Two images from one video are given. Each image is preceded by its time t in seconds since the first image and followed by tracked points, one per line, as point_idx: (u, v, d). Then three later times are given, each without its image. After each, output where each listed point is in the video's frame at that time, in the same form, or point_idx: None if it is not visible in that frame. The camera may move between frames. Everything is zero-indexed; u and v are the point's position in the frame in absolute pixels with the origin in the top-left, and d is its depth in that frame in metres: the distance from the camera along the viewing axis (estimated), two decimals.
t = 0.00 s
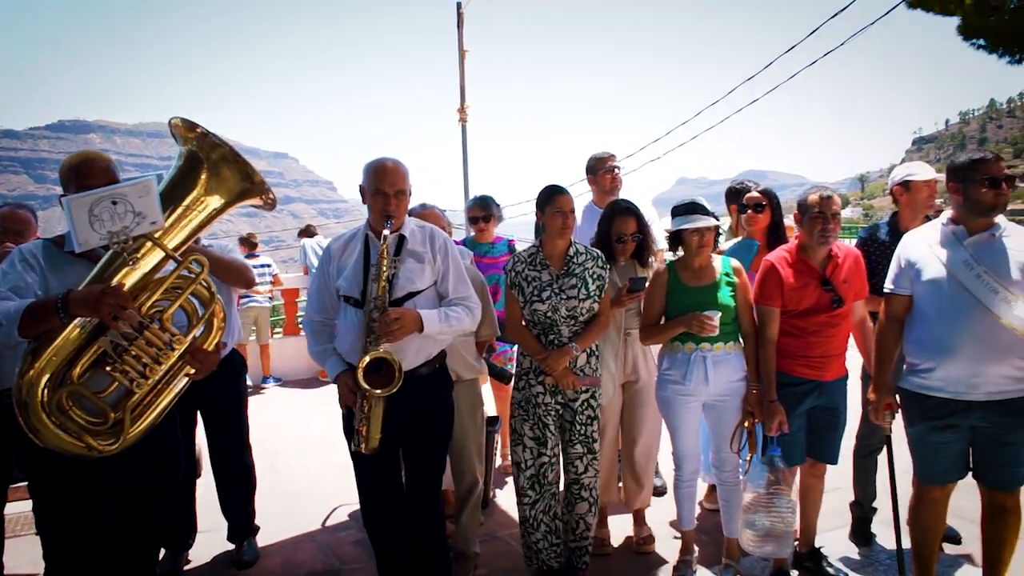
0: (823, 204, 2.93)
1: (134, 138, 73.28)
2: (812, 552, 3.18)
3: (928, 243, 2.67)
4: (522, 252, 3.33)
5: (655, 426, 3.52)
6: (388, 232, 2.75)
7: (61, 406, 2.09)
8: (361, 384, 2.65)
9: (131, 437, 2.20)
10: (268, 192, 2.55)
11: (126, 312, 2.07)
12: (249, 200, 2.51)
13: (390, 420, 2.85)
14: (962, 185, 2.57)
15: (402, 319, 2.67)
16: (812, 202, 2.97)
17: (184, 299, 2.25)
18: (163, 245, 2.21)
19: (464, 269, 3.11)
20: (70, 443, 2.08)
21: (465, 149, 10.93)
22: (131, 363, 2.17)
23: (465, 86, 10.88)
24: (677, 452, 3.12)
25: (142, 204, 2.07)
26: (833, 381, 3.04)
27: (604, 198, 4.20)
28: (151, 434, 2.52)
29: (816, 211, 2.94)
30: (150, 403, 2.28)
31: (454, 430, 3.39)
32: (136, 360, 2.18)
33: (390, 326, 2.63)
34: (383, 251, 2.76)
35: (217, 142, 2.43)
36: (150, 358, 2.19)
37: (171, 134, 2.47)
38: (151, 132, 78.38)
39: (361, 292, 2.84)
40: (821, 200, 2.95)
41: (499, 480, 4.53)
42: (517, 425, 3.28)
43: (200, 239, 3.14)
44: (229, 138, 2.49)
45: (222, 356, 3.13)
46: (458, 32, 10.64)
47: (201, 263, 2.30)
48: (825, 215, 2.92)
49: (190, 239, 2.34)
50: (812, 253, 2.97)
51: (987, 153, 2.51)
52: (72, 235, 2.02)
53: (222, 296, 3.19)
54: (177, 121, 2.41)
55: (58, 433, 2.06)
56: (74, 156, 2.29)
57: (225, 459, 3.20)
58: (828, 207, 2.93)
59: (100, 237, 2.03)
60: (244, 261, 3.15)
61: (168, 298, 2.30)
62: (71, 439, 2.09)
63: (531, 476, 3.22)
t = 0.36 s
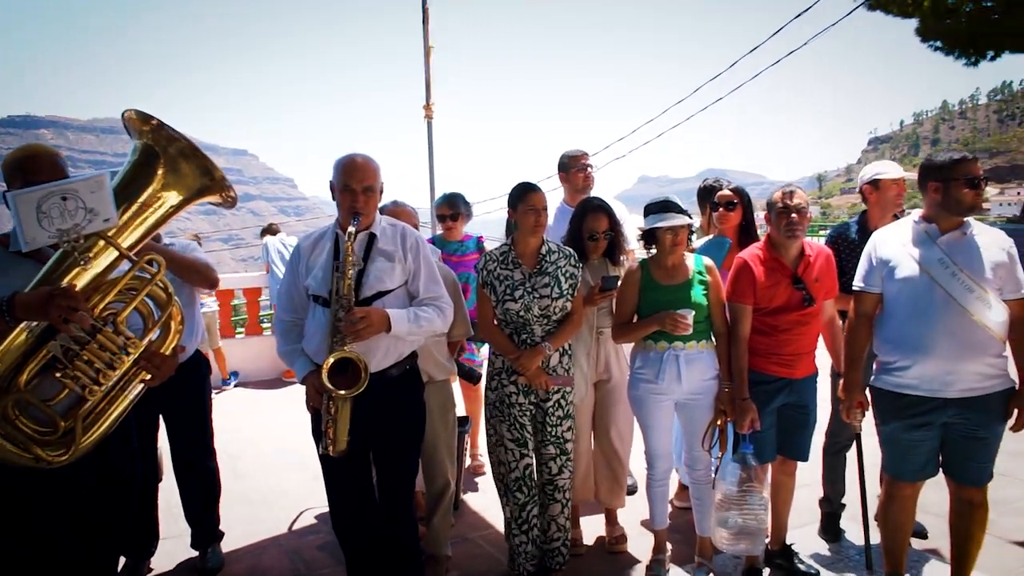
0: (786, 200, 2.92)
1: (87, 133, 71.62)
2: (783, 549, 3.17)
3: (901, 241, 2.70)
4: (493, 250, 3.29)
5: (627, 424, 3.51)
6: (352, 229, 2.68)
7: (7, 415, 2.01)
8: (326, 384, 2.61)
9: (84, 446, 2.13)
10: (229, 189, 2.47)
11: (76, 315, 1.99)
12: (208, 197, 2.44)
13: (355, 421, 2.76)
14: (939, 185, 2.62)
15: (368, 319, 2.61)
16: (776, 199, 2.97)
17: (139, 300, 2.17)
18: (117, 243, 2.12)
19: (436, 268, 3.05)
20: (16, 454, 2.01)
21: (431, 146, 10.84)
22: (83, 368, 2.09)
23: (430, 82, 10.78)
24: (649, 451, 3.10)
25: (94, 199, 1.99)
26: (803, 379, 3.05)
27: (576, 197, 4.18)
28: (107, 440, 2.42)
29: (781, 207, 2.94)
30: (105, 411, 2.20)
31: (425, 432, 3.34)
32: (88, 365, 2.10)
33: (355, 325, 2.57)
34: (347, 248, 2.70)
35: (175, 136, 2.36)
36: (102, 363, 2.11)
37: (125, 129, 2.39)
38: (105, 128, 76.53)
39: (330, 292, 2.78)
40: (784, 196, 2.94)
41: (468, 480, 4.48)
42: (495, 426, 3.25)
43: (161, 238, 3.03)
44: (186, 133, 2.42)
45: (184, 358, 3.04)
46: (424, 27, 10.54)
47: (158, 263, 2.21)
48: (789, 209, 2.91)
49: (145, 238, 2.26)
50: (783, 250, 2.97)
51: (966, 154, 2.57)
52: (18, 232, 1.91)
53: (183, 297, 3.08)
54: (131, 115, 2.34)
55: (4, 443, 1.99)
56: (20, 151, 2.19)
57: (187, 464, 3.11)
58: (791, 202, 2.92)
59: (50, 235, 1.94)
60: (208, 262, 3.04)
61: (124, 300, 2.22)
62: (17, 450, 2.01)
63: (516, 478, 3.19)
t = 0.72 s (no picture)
0: (765, 200, 2.94)
1: (37, 130, 69.72)
2: (759, 547, 3.18)
3: (875, 241, 2.72)
4: (468, 251, 3.25)
5: (603, 425, 3.50)
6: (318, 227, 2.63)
7: None
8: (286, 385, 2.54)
9: (45, 456, 2.04)
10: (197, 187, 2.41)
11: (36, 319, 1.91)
12: (174, 195, 2.37)
13: (326, 425, 2.69)
14: (909, 184, 2.65)
15: (334, 321, 2.54)
16: (754, 199, 2.99)
17: (103, 303, 2.11)
18: (80, 243, 2.04)
19: (407, 269, 2.98)
20: None
21: (396, 144, 10.72)
22: (44, 375, 2.02)
23: (395, 80, 10.66)
24: (625, 451, 3.10)
25: (54, 197, 1.90)
26: (779, 377, 3.07)
27: (549, 198, 4.16)
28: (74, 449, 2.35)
29: (759, 207, 2.96)
30: (67, 419, 2.11)
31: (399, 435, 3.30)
32: (49, 371, 2.03)
33: (319, 328, 2.51)
34: (311, 248, 2.64)
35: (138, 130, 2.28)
36: (64, 369, 2.04)
37: (83, 124, 2.30)
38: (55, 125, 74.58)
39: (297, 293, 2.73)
40: (762, 197, 2.96)
41: (438, 483, 4.43)
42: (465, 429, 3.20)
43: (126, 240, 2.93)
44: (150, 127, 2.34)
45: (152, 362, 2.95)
46: (389, 24, 10.43)
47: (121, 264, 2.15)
48: (767, 210, 2.93)
49: (109, 237, 2.18)
50: (759, 250, 2.99)
51: (933, 153, 2.61)
52: None
53: (149, 300, 2.98)
54: (92, 109, 2.25)
55: None
56: None
57: (154, 471, 3.03)
58: (770, 202, 2.94)
59: (7, 235, 1.85)
60: (176, 266, 2.96)
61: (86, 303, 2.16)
62: None
63: (480, 481, 3.14)
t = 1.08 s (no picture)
0: (734, 204, 2.97)
1: None
2: (727, 548, 3.17)
3: (840, 244, 2.75)
4: (436, 254, 3.22)
5: (571, 429, 3.51)
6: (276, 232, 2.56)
7: None
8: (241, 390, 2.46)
9: (9, 466, 2.00)
10: (164, 190, 2.33)
11: None
12: (140, 198, 2.29)
13: (294, 432, 2.65)
14: (870, 188, 2.69)
15: (292, 328, 2.48)
16: (724, 202, 3.02)
17: (67, 310, 2.06)
18: (43, 248, 2.01)
19: (374, 272, 2.89)
20: None
21: (357, 146, 10.61)
22: (6, 386, 1.95)
23: (356, 82, 10.55)
24: (595, 454, 3.09)
25: (15, 201, 1.89)
26: (748, 379, 3.10)
27: (517, 201, 4.15)
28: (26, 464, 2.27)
29: (728, 210, 2.99)
30: (30, 429, 2.07)
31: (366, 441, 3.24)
32: (11, 382, 1.96)
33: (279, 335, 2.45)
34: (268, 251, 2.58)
35: (102, 131, 2.21)
36: (27, 378, 1.98)
37: (44, 123, 2.22)
38: None
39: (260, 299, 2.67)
40: (732, 200, 2.98)
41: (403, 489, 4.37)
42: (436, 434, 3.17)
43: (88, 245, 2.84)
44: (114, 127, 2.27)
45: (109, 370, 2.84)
46: (350, 26, 10.33)
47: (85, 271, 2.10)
48: (736, 213, 2.96)
49: (73, 241, 2.12)
50: (728, 252, 3.01)
51: (892, 157, 2.65)
52: None
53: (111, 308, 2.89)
54: (53, 108, 2.18)
55: None
56: None
57: (114, 482, 2.92)
58: (739, 206, 2.96)
59: None
60: (139, 273, 2.88)
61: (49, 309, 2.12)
62: None
63: (455, 487, 3.11)
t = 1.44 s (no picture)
0: (702, 209, 2.99)
1: None
2: (697, 551, 3.19)
3: (805, 248, 2.79)
4: (404, 259, 3.19)
5: (540, 434, 3.51)
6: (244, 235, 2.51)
7: None
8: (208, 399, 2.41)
9: None
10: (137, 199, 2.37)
11: None
12: (113, 207, 2.32)
13: (263, 441, 2.60)
14: (834, 194, 2.73)
15: (262, 333, 2.44)
16: (692, 207, 3.04)
17: (37, 320, 2.04)
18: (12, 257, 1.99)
19: (343, 278, 2.88)
20: None
21: (319, 150, 10.52)
22: None
23: (318, 86, 10.47)
24: (567, 458, 3.10)
25: None
26: (716, 382, 3.14)
27: (485, 207, 4.15)
28: None
29: (696, 216, 3.01)
30: None
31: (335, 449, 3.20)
32: None
33: (247, 341, 2.40)
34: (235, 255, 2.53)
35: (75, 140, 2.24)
36: None
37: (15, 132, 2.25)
38: None
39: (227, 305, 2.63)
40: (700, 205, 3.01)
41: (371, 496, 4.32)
42: (407, 440, 3.15)
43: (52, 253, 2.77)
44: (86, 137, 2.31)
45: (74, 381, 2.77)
46: (312, 29, 10.26)
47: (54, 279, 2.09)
48: (705, 219, 2.98)
49: (45, 248, 2.13)
50: (697, 256, 3.04)
51: (855, 163, 2.70)
52: None
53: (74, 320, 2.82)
54: (24, 116, 2.19)
55: None
56: None
57: (75, 495, 2.84)
58: (707, 211, 2.99)
59: None
60: (102, 283, 2.82)
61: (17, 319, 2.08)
62: None
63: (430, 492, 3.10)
